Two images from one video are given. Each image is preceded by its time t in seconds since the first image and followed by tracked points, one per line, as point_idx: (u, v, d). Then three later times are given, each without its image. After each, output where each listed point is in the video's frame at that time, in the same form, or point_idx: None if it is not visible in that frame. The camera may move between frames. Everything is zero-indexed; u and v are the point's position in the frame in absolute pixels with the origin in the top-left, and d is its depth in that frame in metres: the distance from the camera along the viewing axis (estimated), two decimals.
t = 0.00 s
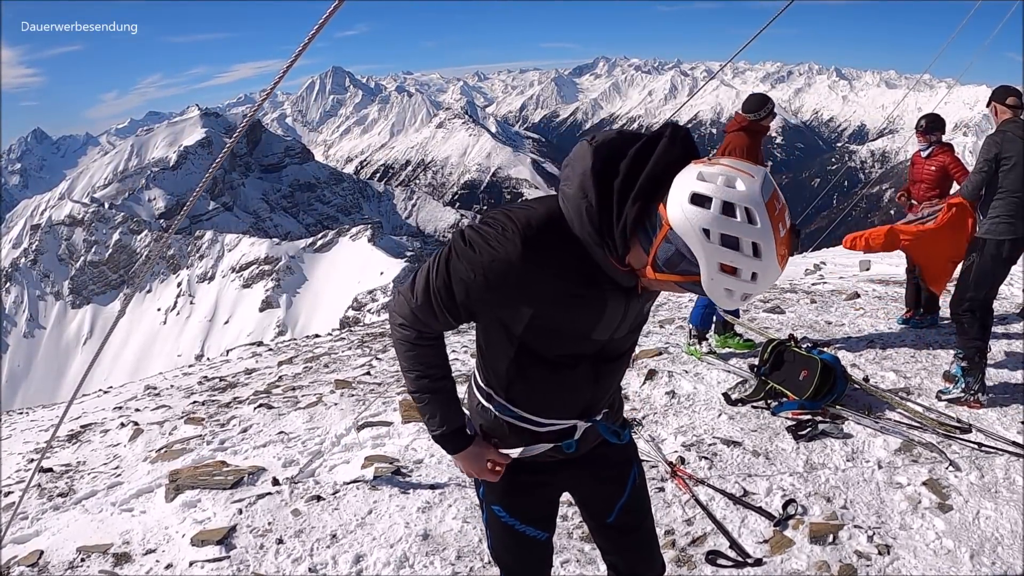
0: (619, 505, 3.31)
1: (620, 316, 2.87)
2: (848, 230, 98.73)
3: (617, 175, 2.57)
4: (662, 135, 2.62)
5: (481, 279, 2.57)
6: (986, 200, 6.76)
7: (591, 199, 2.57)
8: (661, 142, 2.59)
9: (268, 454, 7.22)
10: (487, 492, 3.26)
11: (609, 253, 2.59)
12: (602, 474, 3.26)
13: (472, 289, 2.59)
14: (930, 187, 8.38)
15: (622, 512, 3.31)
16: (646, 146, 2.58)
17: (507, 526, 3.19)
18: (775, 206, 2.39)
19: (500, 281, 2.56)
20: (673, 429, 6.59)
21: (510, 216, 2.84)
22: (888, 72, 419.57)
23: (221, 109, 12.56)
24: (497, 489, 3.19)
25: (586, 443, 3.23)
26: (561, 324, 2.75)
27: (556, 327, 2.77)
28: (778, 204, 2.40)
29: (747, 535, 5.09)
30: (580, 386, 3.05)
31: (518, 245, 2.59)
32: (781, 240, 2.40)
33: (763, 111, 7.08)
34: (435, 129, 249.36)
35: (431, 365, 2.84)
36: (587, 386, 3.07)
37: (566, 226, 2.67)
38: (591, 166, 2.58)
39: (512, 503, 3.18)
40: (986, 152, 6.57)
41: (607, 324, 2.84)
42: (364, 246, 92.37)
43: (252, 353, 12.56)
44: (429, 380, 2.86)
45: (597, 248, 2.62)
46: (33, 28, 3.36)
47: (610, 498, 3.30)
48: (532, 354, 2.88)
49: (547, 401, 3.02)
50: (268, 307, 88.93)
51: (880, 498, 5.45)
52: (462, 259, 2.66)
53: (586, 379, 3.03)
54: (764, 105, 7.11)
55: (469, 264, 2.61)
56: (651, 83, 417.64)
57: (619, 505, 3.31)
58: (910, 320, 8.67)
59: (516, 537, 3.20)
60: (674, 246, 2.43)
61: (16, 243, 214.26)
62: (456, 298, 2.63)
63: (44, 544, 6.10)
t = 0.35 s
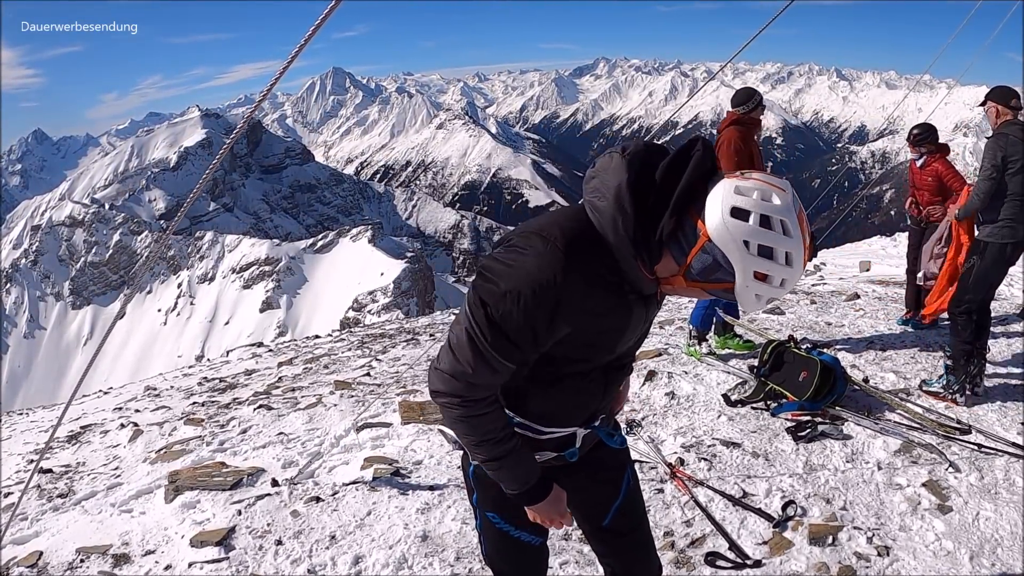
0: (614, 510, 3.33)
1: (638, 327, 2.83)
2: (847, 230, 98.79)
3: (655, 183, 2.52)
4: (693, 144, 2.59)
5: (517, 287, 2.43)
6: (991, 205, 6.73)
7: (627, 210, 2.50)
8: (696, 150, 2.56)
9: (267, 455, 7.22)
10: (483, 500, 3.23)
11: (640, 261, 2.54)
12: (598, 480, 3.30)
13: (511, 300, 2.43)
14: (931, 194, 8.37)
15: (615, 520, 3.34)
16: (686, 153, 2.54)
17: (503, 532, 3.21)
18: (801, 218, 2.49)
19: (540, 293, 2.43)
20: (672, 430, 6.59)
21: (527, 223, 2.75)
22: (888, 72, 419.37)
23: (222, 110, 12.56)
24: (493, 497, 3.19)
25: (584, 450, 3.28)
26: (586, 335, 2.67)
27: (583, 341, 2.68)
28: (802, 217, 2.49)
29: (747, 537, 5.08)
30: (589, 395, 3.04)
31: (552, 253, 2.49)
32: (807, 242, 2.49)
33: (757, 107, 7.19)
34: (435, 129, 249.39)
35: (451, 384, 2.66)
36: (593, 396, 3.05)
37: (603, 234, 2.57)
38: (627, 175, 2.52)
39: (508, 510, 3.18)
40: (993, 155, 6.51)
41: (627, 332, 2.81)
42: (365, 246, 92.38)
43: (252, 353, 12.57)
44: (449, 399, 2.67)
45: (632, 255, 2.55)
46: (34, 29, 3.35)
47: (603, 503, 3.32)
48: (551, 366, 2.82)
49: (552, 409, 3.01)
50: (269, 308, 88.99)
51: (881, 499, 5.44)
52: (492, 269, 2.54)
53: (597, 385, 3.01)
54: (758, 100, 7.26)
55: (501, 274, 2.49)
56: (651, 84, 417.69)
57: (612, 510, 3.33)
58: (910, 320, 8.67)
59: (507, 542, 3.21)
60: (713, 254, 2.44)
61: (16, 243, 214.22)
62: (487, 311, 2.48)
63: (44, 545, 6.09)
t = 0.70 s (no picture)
0: (611, 514, 3.33)
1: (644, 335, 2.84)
2: (846, 231, 98.76)
3: (674, 181, 2.55)
4: (706, 149, 2.64)
5: (541, 288, 2.41)
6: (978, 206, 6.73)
7: (648, 211, 2.51)
8: (710, 154, 2.61)
9: (266, 458, 7.20)
10: (484, 509, 3.21)
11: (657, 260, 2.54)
12: (596, 485, 3.31)
13: (537, 301, 2.42)
14: (931, 193, 8.38)
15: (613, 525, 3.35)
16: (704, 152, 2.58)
17: (503, 538, 3.20)
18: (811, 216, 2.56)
19: (567, 294, 2.40)
20: (669, 430, 6.59)
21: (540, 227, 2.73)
22: (885, 72, 419.34)
23: (222, 112, 12.55)
24: (493, 504, 3.17)
25: (582, 455, 3.29)
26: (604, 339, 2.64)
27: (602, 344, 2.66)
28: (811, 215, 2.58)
29: (745, 537, 5.08)
30: (595, 401, 3.05)
31: (576, 255, 2.46)
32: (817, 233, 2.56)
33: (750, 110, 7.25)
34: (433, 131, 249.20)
35: (474, 386, 2.62)
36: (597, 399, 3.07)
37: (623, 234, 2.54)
38: (646, 174, 2.54)
39: (509, 515, 3.17)
40: (976, 157, 6.58)
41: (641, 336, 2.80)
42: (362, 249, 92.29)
43: (251, 356, 12.57)
44: (470, 403, 2.63)
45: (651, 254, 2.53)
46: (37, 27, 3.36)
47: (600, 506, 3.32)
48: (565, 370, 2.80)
49: (561, 412, 2.99)
50: (267, 310, 88.91)
51: (878, 499, 5.46)
52: (514, 272, 2.50)
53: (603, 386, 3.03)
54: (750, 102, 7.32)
55: (523, 277, 2.46)
56: (649, 85, 417.82)
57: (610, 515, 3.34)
58: (908, 321, 8.66)
59: (507, 549, 3.21)
60: (731, 251, 2.48)
61: (13, 246, 213.83)
62: (510, 314, 2.45)
63: (43, 548, 6.07)
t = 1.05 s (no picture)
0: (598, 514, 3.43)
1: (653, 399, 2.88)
2: (840, 230, 98.82)
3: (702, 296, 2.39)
4: (741, 258, 2.54)
5: (573, 395, 2.43)
6: (965, 206, 6.79)
7: (674, 327, 2.36)
8: (745, 263, 2.47)
9: (261, 461, 7.17)
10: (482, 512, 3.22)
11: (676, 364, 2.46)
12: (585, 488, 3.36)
13: (575, 410, 2.45)
14: (925, 189, 8.46)
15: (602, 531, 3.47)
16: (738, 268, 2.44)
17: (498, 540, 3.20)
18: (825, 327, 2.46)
19: (593, 398, 2.42)
20: (665, 430, 6.58)
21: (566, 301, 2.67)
22: (877, 73, 419.60)
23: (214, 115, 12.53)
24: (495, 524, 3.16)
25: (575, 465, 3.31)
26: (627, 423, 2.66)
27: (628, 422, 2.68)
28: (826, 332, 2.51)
29: (742, 536, 5.09)
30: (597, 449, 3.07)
31: (604, 363, 2.42)
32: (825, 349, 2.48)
33: (744, 110, 7.14)
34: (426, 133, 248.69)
35: (514, 469, 2.74)
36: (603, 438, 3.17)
37: (644, 349, 2.42)
38: (679, 286, 2.34)
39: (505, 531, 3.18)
40: (965, 159, 6.60)
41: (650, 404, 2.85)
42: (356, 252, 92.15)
43: (245, 360, 12.52)
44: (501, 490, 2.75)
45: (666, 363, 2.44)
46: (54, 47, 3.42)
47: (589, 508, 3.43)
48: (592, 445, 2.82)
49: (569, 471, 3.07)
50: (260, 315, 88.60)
51: (874, 498, 5.47)
52: (550, 372, 2.49)
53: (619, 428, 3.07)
54: (742, 101, 7.25)
55: (555, 378, 2.46)
56: (641, 86, 418.02)
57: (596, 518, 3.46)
58: (903, 319, 8.70)
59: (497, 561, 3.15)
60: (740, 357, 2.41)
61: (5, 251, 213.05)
62: (549, 414, 2.50)
63: (38, 553, 6.04)
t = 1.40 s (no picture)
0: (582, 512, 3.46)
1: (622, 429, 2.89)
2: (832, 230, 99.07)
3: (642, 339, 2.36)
4: (703, 315, 2.36)
5: (519, 422, 2.48)
6: (953, 206, 6.81)
7: (615, 359, 2.37)
8: (708, 319, 2.34)
9: (251, 466, 7.14)
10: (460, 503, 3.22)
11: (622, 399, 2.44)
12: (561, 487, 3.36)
13: (517, 439, 2.51)
14: (912, 184, 8.54)
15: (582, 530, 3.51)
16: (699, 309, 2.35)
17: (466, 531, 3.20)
18: (778, 412, 2.30)
19: (542, 426, 2.47)
20: (653, 432, 6.54)
21: (540, 320, 2.79)
22: (868, 73, 419.80)
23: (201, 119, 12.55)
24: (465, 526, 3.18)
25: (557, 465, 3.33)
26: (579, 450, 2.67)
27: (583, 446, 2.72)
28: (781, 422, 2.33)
29: (731, 538, 5.07)
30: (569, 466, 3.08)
31: (552, 391, 2.47)
32: (775, 439, 2.31)
33: (725, 109, 7.12)
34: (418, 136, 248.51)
35: (472, 490, 2.81)
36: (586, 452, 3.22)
37: (586, 381, 2.47)
38: (626, 327, 2.35)
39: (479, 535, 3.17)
40: (953, 161, 6.59)
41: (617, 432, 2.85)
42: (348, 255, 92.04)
43: (237, 363, 12.47)
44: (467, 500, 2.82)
45: (610, 396, 2.44)
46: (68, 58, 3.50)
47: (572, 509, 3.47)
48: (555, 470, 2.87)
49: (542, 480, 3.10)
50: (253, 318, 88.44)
51: (864, 498, 5.45)
52: (497, 395, 2.58)
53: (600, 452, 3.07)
54: (722, 101, 7.11)
55: (505, 406, 2.53)
56: (633, 88, 417.97)
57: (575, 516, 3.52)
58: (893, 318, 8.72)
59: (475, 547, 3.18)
60: (680, 406, 2.36)
61: None
62: (499, 444, 2.56)
63: (28, 559, 6.01)
